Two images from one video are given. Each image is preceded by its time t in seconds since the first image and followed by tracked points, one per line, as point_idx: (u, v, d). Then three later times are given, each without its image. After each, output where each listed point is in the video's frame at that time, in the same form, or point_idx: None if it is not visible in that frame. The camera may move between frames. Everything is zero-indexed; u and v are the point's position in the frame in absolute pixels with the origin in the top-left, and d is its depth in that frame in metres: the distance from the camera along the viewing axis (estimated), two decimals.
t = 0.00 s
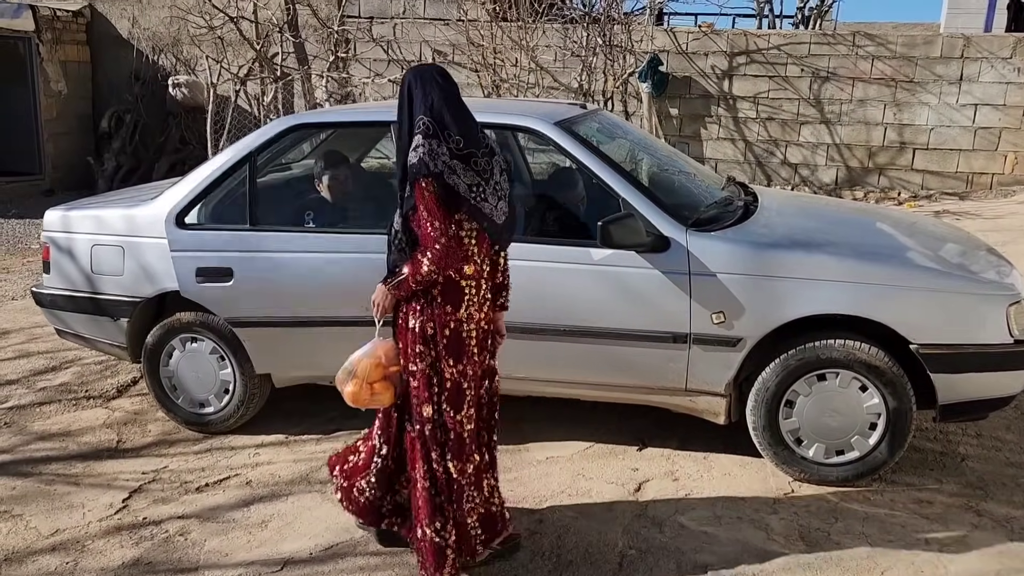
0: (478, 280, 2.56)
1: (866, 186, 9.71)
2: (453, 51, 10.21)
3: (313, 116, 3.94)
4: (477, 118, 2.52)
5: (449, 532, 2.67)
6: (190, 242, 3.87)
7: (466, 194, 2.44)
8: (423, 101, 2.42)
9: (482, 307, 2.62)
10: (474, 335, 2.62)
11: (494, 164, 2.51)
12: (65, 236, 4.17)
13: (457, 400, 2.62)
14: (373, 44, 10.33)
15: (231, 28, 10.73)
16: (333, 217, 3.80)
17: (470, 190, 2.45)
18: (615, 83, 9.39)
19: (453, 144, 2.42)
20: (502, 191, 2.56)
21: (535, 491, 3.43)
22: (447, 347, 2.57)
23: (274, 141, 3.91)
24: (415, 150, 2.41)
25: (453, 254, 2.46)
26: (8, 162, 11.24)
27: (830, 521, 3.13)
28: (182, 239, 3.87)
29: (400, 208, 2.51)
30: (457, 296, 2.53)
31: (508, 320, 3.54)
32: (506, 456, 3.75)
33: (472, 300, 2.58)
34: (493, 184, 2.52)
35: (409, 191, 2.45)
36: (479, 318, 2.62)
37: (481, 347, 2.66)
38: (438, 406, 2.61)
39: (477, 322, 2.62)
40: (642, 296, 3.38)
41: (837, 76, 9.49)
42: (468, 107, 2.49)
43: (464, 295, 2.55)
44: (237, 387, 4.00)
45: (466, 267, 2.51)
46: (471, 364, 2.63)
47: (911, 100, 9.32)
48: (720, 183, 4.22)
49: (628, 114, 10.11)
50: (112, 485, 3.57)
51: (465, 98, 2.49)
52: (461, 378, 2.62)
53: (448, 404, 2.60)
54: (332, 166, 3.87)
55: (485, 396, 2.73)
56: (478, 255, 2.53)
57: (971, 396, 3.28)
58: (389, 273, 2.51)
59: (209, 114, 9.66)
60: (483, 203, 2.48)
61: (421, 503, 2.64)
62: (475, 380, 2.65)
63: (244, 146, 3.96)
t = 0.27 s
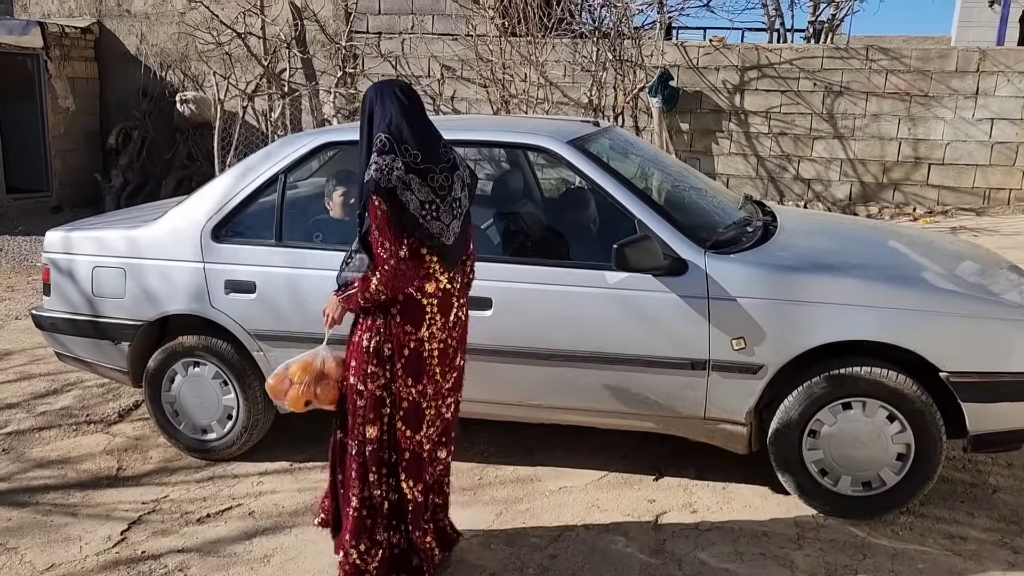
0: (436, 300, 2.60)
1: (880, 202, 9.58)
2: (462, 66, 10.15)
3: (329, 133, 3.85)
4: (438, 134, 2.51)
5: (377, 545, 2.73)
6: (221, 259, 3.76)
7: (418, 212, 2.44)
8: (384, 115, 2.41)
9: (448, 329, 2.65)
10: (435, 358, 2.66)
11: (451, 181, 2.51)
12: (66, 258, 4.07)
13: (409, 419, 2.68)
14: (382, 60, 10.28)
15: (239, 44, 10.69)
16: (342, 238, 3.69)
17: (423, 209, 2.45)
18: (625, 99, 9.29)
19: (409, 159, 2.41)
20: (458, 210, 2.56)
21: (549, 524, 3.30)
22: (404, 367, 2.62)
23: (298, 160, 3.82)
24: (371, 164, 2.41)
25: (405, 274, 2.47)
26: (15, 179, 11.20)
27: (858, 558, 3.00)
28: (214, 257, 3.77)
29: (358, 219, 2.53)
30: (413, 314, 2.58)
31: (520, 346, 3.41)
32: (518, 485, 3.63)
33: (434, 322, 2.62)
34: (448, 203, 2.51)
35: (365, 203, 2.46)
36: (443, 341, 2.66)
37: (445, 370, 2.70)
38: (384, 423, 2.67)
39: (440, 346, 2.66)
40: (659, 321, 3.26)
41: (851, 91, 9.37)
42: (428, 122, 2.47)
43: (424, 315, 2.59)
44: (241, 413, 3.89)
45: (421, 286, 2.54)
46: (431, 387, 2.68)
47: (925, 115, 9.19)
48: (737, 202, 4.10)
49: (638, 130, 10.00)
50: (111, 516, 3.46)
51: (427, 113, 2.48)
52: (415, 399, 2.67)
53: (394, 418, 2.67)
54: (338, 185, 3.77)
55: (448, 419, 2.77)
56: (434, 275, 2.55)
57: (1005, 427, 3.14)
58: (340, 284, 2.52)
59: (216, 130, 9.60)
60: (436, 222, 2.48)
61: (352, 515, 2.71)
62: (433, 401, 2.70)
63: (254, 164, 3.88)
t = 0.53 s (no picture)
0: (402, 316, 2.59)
1: (891, 210, 9.49)
2: (469, 74, 10.11)
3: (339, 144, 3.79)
4: (415, 148, 2.54)
5: (319, 558, 2.71)
6: (233, 270, 3.70)
7: (376, 228, 2.47)
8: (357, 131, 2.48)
9: (419, 347, 2.64)
10: (403, 379, 2.63)
11: (414, 197, 2.53)
12: (69, 270, 4.02)
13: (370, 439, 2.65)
14: (389, 67, 10.25)
15: (245, 52, 10.67)
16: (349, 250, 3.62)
17: (382, 224, 2.48)
18: (634, 107, 9.23)
19: (373, 174, 2.46)
20: (424, 225, 2.57)
21: (559, 543, 3.23)
22: (366, 383, 2.62)
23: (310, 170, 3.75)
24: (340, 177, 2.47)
25: (366, 288, 2.51)
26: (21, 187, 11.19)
27: None
28: (226, 268, 3.71)
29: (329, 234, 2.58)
30: (376, 330, 2.58)
31: (529, 361, 3.34)
32: (528, 503, 3.56)
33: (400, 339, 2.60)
34: (410, 219, 2.53)
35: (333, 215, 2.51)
36: (411, 361, 2.63)
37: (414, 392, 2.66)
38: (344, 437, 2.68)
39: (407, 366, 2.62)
40: (672, 336, 3.19)
41: (861, 98, 9.29)
42: (404, 135, 2.50)
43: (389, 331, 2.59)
44: (245, 428, 3.83)
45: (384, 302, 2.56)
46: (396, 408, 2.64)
47: (937, 122, 9.11)
48: (750, 213, 4.03)
49: (646, 138, 9.95)
50: (113, 534, 3.40)
51: (406, 125, 2.51)
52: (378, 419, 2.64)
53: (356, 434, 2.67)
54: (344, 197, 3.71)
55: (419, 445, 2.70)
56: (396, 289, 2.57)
57: None
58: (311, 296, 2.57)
59: (222, 138, 9.57)
60: (395, 239, 2.51)
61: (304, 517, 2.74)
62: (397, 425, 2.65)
63: (260, 175, 3.83)
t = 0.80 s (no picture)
0: (327, 298, 2.51)
1: (861, 199, 9.53)
2: (442, 52, 9.96)
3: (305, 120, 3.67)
4: (358, 124, 2.39)
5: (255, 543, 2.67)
6: (191, 248, 3.58)
7: (287, 203, 2.42)
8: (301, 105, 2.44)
9: (342, 330, 2.54)
10: (335, 360, 2.55)
11: (325, 184, 2.38)
12: (19, 244, 3.88)
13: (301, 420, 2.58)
14: (360, 43, 10.06)
15: (213, 23, 10.42)
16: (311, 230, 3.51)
17: (293, 200, 2.42)
18: (608, 89, 9.15)
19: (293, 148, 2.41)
20: (333, 215, 2.42)
21: (522, 532, 3.18)
22: (296, 362, 2.55)
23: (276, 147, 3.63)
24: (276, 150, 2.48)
25: (280, 267, 2.50)
26: None
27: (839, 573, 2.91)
28: (184, 246, 3.58)
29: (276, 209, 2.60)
30: (304, 309, 2.53)
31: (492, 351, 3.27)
32: (491, 490, 3.51)
33: (330, 320, 2.53)
34: (319, 205, 2.40)
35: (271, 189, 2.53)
36: (343, 343, 2.54)
37: (347, 374, 2.57)
38: (275, 419, 2.60)
39: (338, 347, 2.54)
40: (639, 324, 3.14)
41: (834, 86, 9.30)
42: (353, 108, 2.37)
43: (318, 312, 2.53)
44: (202, 410, 3.73)
45: (294, 281, 2.52)
46: (326, 390, 2.56)
47: (908, 112, 9.14)
48: (722, 200, 3.98)
49: (619, 121, 9.89)
50: (61, 519, 3.30)
51: (359, 98, 2.37)
52: (307, 400, 2.57)
53: (286, 415, 2.59)
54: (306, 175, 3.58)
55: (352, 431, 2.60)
56: (311, 274, 2.49)
57: (991, 439, 3.06)
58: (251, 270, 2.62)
59: (188, 111, 9.35)
60: (301, 219, 2.42)
61: (244, 502, 2.72)
62: (327, 408, 2.57)
63: (221, 150, 3.70)
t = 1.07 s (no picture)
0: (282, 304, 2.37)
1: (848, 198, 9.58)
2: (431, 50, 9.95)
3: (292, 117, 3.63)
4: (303, 120, 2.23)
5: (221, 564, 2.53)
6: (179, 246, 3.56)
7: (233, 209, 2.27)
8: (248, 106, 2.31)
9: (296, 338, 2.39)
10: (290, 369, 2.40)
11: (269, 186, 2.22)
12: (5, 243, 3.85)
13: (258, 433, 2.43)
14: (349, 41, 10.03)
15: (200, 20, 10.36)
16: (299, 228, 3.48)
17: (239, 206, 2.26)
18: (597, 87, 9.15)
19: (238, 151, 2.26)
20: (282, 216, 2.26)
21: (511, 531, 3.18)
22: (251, 373, 2.40)
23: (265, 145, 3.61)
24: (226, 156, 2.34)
25: (235, 271, 2.37)
26: None
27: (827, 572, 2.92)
28: (171, 244, 3.57)
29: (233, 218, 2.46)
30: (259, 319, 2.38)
31: (479, 359, 3.24)
32: (480, 489, 3.51)
33: (286, 328, 2.38)
34: (265, 207, 2.25)
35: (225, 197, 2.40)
36: (301, 351, 2.41)
37: (307, 382, 2.43)
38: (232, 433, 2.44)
39: (293, 355, 2.40)
40: (628, 324, 3.14)
41: (821, 86, 9.33)
42: (295, 102, 2.20)
43: (273, 320, 2.38)
44: (189, 410, 3.71)
45: (247, 288, 2.38)
46: (285, 400, 2.42)
47: (895, 112, 9.19)
48: (710, 199, 3.99)
49: (608, 120, 9.90)
50: (47, 519, 3.27)
51: (299, 91, 2.20)
52: (264, 411, 2.41)
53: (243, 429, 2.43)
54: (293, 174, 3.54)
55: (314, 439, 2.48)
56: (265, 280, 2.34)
57: (978, 437, 3.08)
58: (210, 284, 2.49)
59: (175, 108, 9.29)
60: (249, 223, 2.27)
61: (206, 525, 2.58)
62: (287, 418, 2.42)
63: (209, 148, 3.68)
